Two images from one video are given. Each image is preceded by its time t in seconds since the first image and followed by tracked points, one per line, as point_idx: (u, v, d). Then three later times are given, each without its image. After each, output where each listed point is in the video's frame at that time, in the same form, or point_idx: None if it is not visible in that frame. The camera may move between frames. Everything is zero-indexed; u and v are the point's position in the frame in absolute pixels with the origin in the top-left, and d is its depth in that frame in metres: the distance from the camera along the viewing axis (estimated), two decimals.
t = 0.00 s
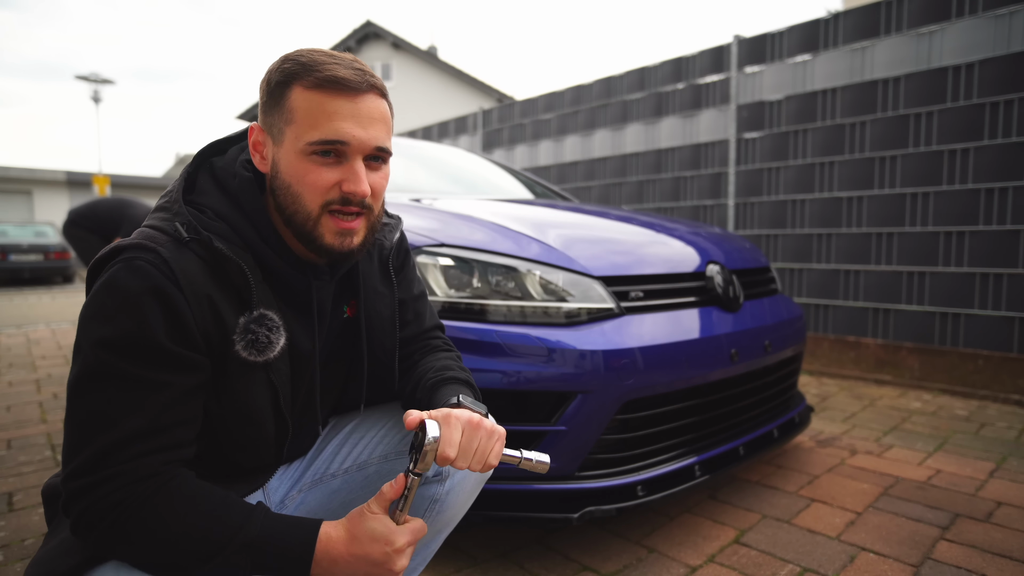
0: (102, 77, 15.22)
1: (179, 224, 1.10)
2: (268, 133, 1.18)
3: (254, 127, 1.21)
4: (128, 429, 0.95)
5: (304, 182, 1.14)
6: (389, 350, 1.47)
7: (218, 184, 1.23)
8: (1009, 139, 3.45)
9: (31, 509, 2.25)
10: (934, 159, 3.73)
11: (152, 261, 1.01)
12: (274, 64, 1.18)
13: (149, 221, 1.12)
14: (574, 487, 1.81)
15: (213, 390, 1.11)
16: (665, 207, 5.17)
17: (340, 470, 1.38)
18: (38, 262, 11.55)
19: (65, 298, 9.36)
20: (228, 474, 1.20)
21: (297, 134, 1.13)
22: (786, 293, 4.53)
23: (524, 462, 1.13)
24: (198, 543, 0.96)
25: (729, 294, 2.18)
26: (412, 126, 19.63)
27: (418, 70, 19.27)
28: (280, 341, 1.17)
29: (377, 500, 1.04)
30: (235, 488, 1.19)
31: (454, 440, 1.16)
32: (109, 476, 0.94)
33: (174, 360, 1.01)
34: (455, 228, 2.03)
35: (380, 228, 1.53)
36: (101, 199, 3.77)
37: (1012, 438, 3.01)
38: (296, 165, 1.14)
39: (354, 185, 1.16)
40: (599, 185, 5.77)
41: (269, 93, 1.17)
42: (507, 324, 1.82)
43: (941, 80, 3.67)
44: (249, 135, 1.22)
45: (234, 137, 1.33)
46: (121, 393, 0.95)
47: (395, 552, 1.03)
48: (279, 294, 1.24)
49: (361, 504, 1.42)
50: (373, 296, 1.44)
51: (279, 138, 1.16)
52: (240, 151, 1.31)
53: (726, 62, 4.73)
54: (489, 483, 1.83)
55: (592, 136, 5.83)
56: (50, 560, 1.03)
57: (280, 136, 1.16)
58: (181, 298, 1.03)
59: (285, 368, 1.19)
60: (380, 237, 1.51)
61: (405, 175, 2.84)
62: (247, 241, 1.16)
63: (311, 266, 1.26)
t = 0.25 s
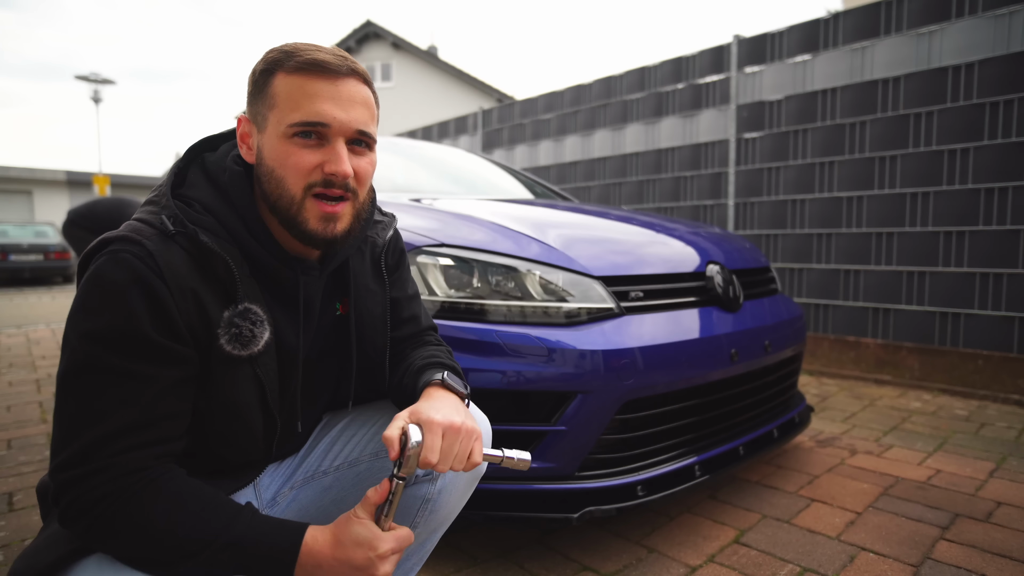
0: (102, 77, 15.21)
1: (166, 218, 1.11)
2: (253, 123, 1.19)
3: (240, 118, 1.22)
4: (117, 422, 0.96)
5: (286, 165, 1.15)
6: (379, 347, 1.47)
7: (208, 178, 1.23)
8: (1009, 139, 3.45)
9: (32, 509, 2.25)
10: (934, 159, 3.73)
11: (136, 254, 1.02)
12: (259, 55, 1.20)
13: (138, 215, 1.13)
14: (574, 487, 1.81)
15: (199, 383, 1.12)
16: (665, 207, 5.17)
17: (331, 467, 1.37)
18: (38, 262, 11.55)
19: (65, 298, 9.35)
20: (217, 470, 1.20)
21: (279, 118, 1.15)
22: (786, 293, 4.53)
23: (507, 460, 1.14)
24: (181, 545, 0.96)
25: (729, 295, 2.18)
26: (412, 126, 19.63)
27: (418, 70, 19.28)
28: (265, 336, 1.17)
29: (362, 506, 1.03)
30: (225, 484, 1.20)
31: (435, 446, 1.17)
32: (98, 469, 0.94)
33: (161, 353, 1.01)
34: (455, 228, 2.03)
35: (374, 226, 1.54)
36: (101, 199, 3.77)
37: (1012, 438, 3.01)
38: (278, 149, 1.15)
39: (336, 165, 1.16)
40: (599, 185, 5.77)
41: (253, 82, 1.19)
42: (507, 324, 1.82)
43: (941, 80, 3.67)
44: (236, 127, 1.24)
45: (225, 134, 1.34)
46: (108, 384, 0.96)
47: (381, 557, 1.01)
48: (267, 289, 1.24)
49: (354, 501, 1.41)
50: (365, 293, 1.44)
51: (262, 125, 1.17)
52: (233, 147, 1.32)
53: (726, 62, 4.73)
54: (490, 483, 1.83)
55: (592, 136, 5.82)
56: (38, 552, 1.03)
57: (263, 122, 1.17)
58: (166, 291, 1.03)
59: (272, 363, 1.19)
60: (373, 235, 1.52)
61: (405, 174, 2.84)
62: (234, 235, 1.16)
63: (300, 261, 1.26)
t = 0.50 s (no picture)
0: (101, 77, 15.20)
1: (148, 220, 1.10)
2: (242, 120, 1.19)
3: (228, 116, 1.21)
4: (102, 429, 0.95)
5: (281, 160, 1.14)
6: (373, 346, 1.48)
7: (191, 179, 1.23)
8: (1009, 139, 3.45)
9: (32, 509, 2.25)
10: (934, 159, 3.73)
11: (119, 258, 1.02)
12: (246, 54, 1.20)
13: (121, 218, 1.12)
14: (574, 487, 1.81)
15: (186, 386, 1.12)
16: (665, 207, 5.17)
17: (328, 466, 1.37)
18: (38, 262, 11.55)
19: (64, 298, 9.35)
20: (209, 472, 1.20)
21: (273, 113, 1.14)
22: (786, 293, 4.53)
23: (502, 462, 1.12)
24: (174, 551, 0.95)
25: (729, 295, 2.18)
26: (412, 125, 19.63)
27: (418, 70, 19.28)
28: (249, 336, 1.16)
29: (358, 508, 1.02)
30: (218, 487, 1.20)
31: (431, 445, 1.17)
32: (86, 476, 0.94)
33: (145, 356, 1.01)
34: (455, 228, 2.03)
35: (363, 224, 1.54)
36: (101, 199, 3.77)
37: (1012, 438, 3.01)
38: (272, 144, 1.14)
39: (333, 159, 1.16)
40: (599, 185, 5.77)
41: (241, 80, 1.18)
42: (507, 324, 1.82)
43: (941, 80, 3.67)
44: (223, 126, 1.23)
45: (209, 135, 1.33)
46: (92, 390, 0.96)
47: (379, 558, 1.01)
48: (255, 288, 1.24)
49: (352, 500, 1.41)
50: (355, 292, 1.45)
51: (254, 121, 1.16)
52: (217, 147, 1.32)
53: (726, 62, 4.73)
54: (490, 484, 1.83)
55: (592, 136, 5.82)
56: (32, 559, 1.03)
57: (255, 118, 1.16)
58: (150, 294, 1.03)
59: (261, 364, 1.19)
60: (361, 233, 1.52)
61: (405, 174, 2.84)
62: (219, 237, 1.16)
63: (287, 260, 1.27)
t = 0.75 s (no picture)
0: (102, 77, 15.22)
1: (142, 219, 1.10)
2: (228, 118, 1.19)
3: (215, 113, 1.21)
4: (110, 432, 0.96)
5: (266, 158, 1.15)
6: (369, 343, 1.48)
7: (183, 178, 1.23)
8: (1009, 139, 3.45)
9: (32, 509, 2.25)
10: (934, 160, 3.73)
11: (114, 257, 1.02)
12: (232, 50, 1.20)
13: (113, 218, 1.12)
14: (574, 487, 1.81)
15: (185, 386, 1.12)
16: (665, 207, 5.17)
17: (328, 465, 1.38)
18: (38, 261, 11.55)
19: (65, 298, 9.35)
20: (208, 473, 1.19)
21: (258, 110, 1.14)
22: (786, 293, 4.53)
23: (501, 472, 1.13)
24: (183, 558, 0.96)
25: (729, 295, 2.18)
26: (412, 125, 19.63)
27: (418, 70, 19.28)
28: (249, 333, 1.16)
29: (364, 527, 1.03)
30: (215, 489, 1.19)
31: (436, 460, 1.18)
32: (93, 480, 0.94)
33: (144, 356, 1.01)
34: (455, 228, 2.03)
35: (356, 221, 1.53)
36: (101, 199, 3.77)
37: (1012, 438, 3.01)
38: (257, 142, 1.14)
39: (319, 157, 1.16)
40: (599, 185, 5.77)
41: (227, 77, 1.18)
42: (507, 324, 1.82)
43: (941, 80, 3.67)
44: (210, 124, 1.23)
45: (200, 134, 1.33)
46: (95, 392, 0.96)
47: None
48: (249, 287, 1.24)
49: (350, 497, 1.42)
50: (350, 290, 1.45)
51: (239, 118, 1.16)
52: (207, 146, 1.31)
53: (726, 62, 4.73)
54: (489, 484, 1.83)
55: (592, 136, 5.82)
56: (35, 562, 1.02)
57: (240, 115, 1.16)
58: (147, 294, 1.03)
59: (258, 362, 1.19)
60: (354, 230, 1.52)
61: (405, 174, 2.84)
62: (213, 235, 1.16)
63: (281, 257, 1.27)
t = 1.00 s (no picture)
0: (102, 77, 15.22)
1: (145, 224, 1.10)
2: (235, 124, 1.19)
3: (222, 120, 1.22)
4: (110, 436, 0.95)
5: (272, 167, 1.15)
6: (371, 346, 1.48)
7: (186, 181, 1.23)
8: (1009, 139, 3.45)
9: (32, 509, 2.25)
10: (934, 160, 3.73)
11: (118, 263, 1.01)
12: (240, 55, 1.20)
13: (116, 221, 1.12)
14: (574, 487, 1.81)
15: (188, 391, 1.12)
16: (665, 207, 5.17)
17: (328, 463, 1.38)
18: (38, 262, 11.55)
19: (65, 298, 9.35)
20: (209, 475, 1.19)
21: (264, 119, 1.14)
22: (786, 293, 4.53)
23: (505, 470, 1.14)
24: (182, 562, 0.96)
25: (729, 295, 2.18)
26: (412, 125, 19.64)
27: (418, 70, 19.28)
28: (252, 340, 1.17)
29: (369, 524, 1.04)
30: (217, 490, 1.18)
31: (438, 450, 1.19)
32: (93, 484, 0.94)
33: (147, 362, 1.01)
34: (455, 228, 2.03)
35: (357, 224, 1.54)
36: (101, 199, 3.77)
37: (1012, 438, 3.01)
38: (263, 151, 1.15)
39: (323, 167, 1.16)
40: (599, 185, 5.77)
41: (235, 83, 1.19)
42: (507, 324, 1.82)
43: (941, 80, 3.67)
44: (217, 128, 1.23)
45: (201, 135, 1.33)
46: (96, 398, 0.95)
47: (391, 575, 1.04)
48: (252, 291, 1.24)
49: (350, 496, 1.42)
50: (352, 294, 1.45)
51: (246, 126, 1.17)
52: (210, 148, 1.31)
53: (726, 62, 4.73)
54: (489, 484, 1.83)
55: (592, 136, 5.82)
56: (35, 567, 1.02)
57: (247, 123, 1.17)
58: (151, 300, 1.03)
59: (261, 367, 1.20)
60: (356, 233, 1.52)
61: (405, 174, 2.84)
62: (217, 241, 1.16)
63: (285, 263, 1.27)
